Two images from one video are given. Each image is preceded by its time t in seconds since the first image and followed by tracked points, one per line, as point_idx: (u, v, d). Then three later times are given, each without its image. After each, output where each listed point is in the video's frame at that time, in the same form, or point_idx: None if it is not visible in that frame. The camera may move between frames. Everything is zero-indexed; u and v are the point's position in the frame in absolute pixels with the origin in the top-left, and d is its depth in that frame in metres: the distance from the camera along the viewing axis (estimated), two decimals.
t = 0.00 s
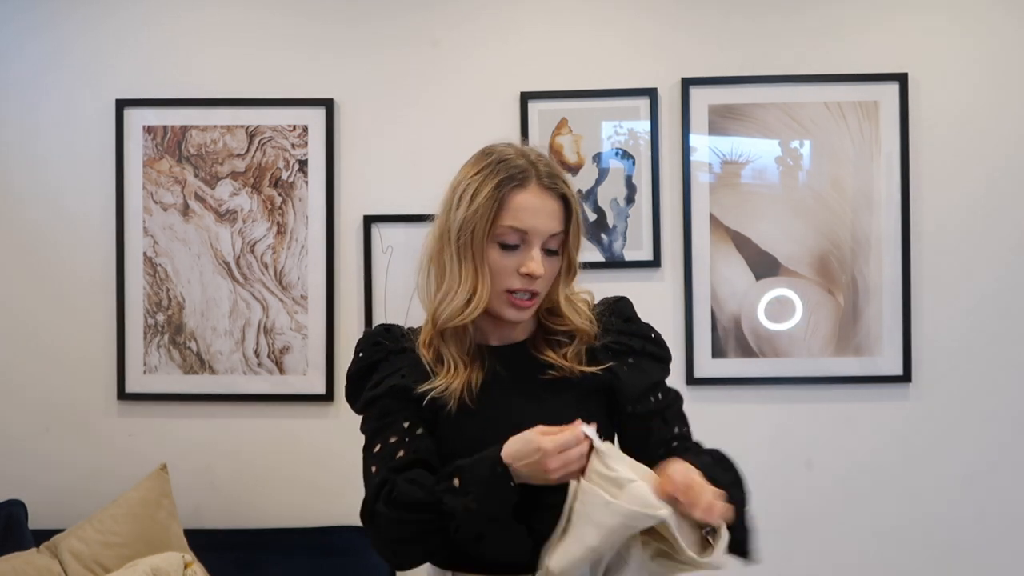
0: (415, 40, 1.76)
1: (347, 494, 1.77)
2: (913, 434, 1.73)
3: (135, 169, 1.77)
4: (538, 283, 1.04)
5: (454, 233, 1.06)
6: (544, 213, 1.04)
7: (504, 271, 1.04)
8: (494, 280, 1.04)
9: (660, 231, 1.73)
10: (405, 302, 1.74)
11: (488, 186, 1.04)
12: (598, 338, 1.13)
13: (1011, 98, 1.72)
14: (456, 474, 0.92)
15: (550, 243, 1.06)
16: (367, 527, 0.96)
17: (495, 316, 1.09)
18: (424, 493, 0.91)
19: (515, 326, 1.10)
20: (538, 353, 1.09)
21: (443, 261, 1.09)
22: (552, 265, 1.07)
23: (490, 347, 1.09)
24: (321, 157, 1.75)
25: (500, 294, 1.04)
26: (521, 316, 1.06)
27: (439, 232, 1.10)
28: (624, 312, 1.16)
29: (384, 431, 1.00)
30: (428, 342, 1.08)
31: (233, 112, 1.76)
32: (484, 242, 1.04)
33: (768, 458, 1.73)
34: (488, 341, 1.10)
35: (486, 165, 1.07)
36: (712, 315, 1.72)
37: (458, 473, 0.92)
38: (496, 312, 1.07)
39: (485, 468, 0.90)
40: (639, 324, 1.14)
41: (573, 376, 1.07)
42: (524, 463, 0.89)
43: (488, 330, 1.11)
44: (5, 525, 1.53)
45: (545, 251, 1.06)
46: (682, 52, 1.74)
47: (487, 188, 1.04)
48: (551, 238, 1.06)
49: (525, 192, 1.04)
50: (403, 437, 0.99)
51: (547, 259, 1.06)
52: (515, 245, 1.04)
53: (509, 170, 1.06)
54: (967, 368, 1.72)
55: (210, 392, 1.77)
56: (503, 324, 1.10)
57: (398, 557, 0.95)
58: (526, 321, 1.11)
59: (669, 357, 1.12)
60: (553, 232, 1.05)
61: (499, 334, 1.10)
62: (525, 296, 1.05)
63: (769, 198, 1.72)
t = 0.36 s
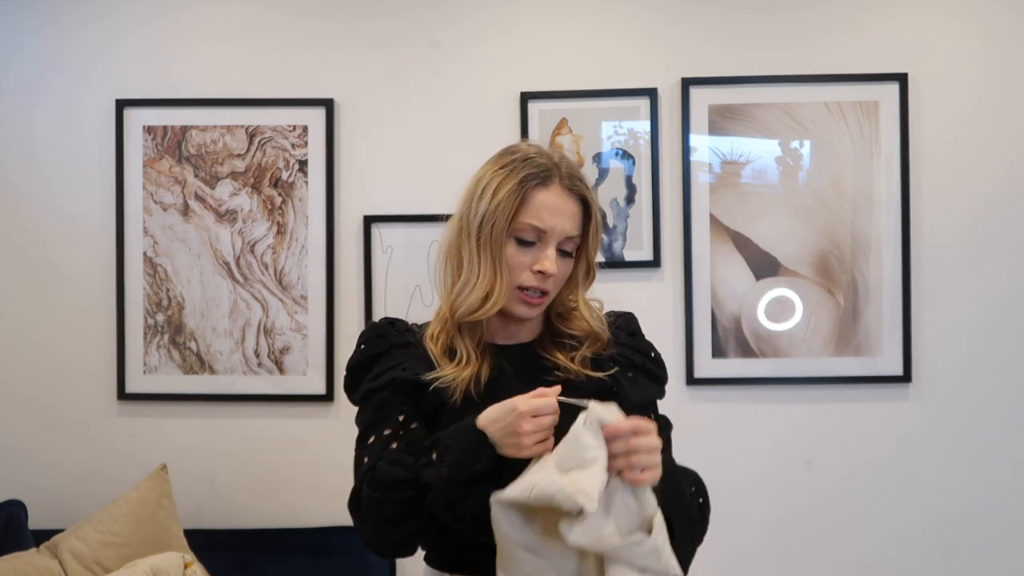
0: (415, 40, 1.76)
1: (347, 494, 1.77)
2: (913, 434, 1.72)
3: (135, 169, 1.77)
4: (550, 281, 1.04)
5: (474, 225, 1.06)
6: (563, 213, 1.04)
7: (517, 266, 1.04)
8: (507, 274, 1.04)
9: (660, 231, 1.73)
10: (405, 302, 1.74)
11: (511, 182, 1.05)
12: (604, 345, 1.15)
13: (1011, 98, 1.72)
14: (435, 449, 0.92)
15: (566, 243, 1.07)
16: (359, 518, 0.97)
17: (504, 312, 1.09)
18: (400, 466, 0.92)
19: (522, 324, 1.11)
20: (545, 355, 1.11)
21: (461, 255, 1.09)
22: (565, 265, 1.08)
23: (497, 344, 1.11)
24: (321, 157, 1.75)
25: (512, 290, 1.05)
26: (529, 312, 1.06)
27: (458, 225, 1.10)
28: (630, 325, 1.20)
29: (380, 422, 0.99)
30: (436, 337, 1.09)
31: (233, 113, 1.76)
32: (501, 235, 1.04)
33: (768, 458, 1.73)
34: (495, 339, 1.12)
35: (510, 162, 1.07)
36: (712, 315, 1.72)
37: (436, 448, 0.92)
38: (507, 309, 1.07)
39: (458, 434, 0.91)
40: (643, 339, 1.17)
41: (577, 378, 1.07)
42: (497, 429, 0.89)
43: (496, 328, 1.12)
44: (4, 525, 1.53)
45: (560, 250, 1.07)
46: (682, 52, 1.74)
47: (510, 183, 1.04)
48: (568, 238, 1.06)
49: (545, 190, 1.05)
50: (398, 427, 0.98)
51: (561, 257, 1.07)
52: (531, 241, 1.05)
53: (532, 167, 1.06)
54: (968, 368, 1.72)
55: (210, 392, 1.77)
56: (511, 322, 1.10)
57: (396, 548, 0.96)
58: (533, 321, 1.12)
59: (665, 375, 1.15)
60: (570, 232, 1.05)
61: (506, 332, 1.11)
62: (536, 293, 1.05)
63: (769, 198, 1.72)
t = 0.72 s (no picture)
0: (415, 39, 1.77)
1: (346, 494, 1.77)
2: (913, 434, 1.72)
3: (135, 169, 1.77)
4: (535, 229, 1.03)
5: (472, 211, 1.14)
6: (542, 169, 1.08)
7: (501, 222, 1.05)
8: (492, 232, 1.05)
9: (660, 231, 1.73)
10: (405, 302, 1.74)
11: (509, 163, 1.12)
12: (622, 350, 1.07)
13: (1011, 99, 1.72)
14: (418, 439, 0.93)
15: (555, 201, 1.07)
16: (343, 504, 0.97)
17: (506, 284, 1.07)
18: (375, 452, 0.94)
19: (529, 300, 1.07)
20: (557, 357, 1.06)
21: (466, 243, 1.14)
22: (559, 220, 1.06)
23: (510, 343, 1.08)
24: (321, 157, 1.75)
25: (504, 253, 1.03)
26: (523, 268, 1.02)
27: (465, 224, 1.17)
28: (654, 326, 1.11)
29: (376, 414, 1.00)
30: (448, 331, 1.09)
31: (233, 112, 1.76)
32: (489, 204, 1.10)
33: (768, 459, 1.73)
34: (508, 338, 1.09)
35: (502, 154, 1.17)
36: (712, 315, 1.72)
37: (419, 438, 0.93)
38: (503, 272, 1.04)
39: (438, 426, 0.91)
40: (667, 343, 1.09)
41: (588, 393, 1.03)
42: (477, 429, 0.90)
43: (507, 317, 1.08)
44: (5, 525, 1.53)
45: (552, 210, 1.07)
46: (682, 52, 1.74)
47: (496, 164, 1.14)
48: (555, 197, 1.07)
49: (527, 158, 1.11)
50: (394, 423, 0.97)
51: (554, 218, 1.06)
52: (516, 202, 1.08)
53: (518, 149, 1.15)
54: (968, 368, 1.72)
55: (210, 392, 1.77)
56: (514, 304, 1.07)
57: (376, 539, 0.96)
58: (541, 298, 1.07)
59: (689, 385, 1.05)
60: (555, 188, 1.07)
61: (515, 320, 1.08)
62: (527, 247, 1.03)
63: (769, 198, 1.72)
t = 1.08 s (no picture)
0: (415, 39, 1.76)
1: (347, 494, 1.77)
2: (912, 433, 1.73)
3: (135, 170, 1.77)
4: (534, 237, 1.03)
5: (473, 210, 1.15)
6: (546, 175, 1.08)
7: (501, 228, 1.05)
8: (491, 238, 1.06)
9: (660, 232, 1.73)
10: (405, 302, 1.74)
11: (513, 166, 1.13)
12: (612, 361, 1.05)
13: (1012, 98, 1.72)
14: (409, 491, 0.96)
15: (557, 209, 1.07)
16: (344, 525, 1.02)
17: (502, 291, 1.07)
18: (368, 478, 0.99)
19: (524, 307, 1.07)
20: (545, 366, 1.05)
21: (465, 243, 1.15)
22: (559, 229, 1.06)
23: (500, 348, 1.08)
24: (321, 157, 1.75)
25: (501, 259, 1.03)
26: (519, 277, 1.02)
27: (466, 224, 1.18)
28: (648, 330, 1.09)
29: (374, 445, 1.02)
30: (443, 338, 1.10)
31: (233, 112, 1.76)
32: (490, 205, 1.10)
33: (768, 459, 1.73)
34: (500, 345, 1.09)
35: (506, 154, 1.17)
36: (712, 315, 1.72)
37: (410, 491, 0.96)
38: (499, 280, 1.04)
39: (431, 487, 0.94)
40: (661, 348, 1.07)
41: (572, 404, 1.01)
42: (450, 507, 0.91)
43: (501, 323, 1.09)
44: (5, 525, 1.53)
45: (552, 218, 1.07)
46: (682, 52, 1.74)
47: (501, 164, 1.14)
48: (556, 204, 1.07)
49: (531, 162, 1.12)
50: (389, 456, 0.99)
51: (554, 226, 1.07)
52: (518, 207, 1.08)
53: (522, 151, 1.15)
54: (968, 368, 1.72)
55: (210, 392, 1.77)
56: (509, 310, 1.07)
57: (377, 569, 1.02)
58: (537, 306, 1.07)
59: (689, 389, 1.05)
60: (557, 196, 1.07)
61: (509, 326, 1.08)
62: (525, 256, 1.04)
63: (769, 198, 1.72)
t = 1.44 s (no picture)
0: (415, 39, 1.77)
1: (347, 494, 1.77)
2: (913, 433, 1.72)
3: (135, 169, 1.77)
4: (533, 244, 1.03)
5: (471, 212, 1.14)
6: (544, 179, 1.08)
7: (500, 233, 1.05)
8: (490, 243, 1.05)
9: (660, 232, 1.73)
10: (405, 302, 1.75)
11: (510, 167, 1.12)
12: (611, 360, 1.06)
13: (1011, 98, 1.72)
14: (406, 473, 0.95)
15: (555, 212, 1.07)
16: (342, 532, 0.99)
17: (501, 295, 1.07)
18: (377, 499, 0.94)
19: (523, 310, 1.07)
20: (546, 367, 1.05)
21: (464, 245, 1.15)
22: (557, 234, 1.06)
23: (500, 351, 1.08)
24: (321, 157, 1.75)
25: (501, 264, 1.03)
26: (518, 283, 1.02)
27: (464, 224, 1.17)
28: (645, 329, 1.10)
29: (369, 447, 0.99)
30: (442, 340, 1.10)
31: (233, 112, 1.76)
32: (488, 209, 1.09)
33: (768, 459, 1.73)
34: (500, 347, 1.09)
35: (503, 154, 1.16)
36: (712, 316, 1.72)
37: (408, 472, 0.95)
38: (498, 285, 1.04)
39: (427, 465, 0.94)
40: (660, 347, 1.08)
41: (572, 404, 1.01)
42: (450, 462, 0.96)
43: (500, 326, 1.09)
44: (5, 525, 1.53)
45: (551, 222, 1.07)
46: (682, 52, 1.74)
47: (498, 166, 1.14)
48: (554, 207, 1.07)
49: (528, 164, 1.11)
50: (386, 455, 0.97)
51: (552, 230, 1.06)
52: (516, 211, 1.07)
53: (520, 152, 1.14)
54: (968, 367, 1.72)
55: (210, 392, 1.77)
56: (508, 312, 1.08)
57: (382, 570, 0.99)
58: (537, 309, 1.08)
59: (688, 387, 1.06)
60: (555, 199, 1.07)
61: (508, 327, 1.09)
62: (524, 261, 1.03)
63: (769, 198, 1.72)
